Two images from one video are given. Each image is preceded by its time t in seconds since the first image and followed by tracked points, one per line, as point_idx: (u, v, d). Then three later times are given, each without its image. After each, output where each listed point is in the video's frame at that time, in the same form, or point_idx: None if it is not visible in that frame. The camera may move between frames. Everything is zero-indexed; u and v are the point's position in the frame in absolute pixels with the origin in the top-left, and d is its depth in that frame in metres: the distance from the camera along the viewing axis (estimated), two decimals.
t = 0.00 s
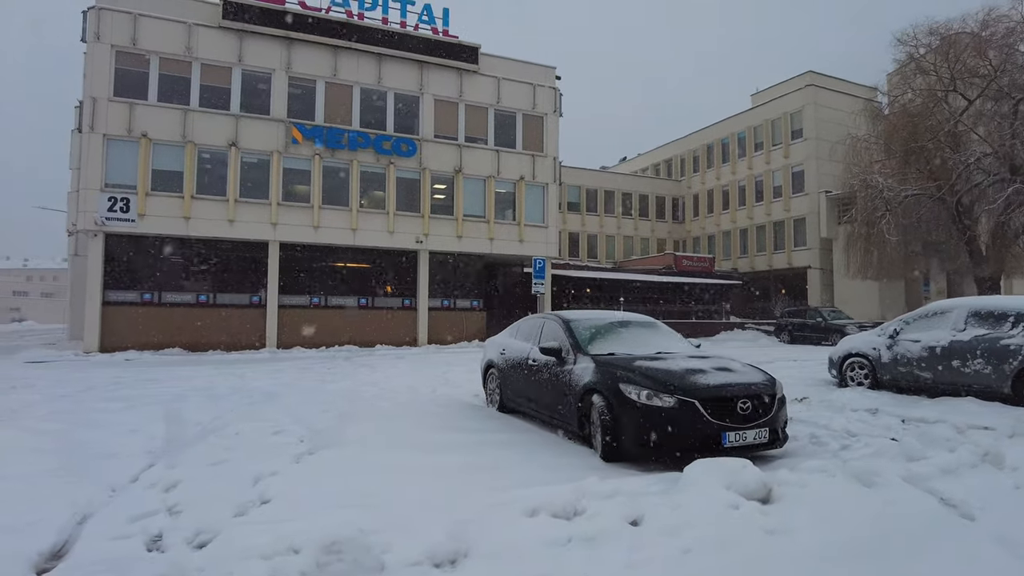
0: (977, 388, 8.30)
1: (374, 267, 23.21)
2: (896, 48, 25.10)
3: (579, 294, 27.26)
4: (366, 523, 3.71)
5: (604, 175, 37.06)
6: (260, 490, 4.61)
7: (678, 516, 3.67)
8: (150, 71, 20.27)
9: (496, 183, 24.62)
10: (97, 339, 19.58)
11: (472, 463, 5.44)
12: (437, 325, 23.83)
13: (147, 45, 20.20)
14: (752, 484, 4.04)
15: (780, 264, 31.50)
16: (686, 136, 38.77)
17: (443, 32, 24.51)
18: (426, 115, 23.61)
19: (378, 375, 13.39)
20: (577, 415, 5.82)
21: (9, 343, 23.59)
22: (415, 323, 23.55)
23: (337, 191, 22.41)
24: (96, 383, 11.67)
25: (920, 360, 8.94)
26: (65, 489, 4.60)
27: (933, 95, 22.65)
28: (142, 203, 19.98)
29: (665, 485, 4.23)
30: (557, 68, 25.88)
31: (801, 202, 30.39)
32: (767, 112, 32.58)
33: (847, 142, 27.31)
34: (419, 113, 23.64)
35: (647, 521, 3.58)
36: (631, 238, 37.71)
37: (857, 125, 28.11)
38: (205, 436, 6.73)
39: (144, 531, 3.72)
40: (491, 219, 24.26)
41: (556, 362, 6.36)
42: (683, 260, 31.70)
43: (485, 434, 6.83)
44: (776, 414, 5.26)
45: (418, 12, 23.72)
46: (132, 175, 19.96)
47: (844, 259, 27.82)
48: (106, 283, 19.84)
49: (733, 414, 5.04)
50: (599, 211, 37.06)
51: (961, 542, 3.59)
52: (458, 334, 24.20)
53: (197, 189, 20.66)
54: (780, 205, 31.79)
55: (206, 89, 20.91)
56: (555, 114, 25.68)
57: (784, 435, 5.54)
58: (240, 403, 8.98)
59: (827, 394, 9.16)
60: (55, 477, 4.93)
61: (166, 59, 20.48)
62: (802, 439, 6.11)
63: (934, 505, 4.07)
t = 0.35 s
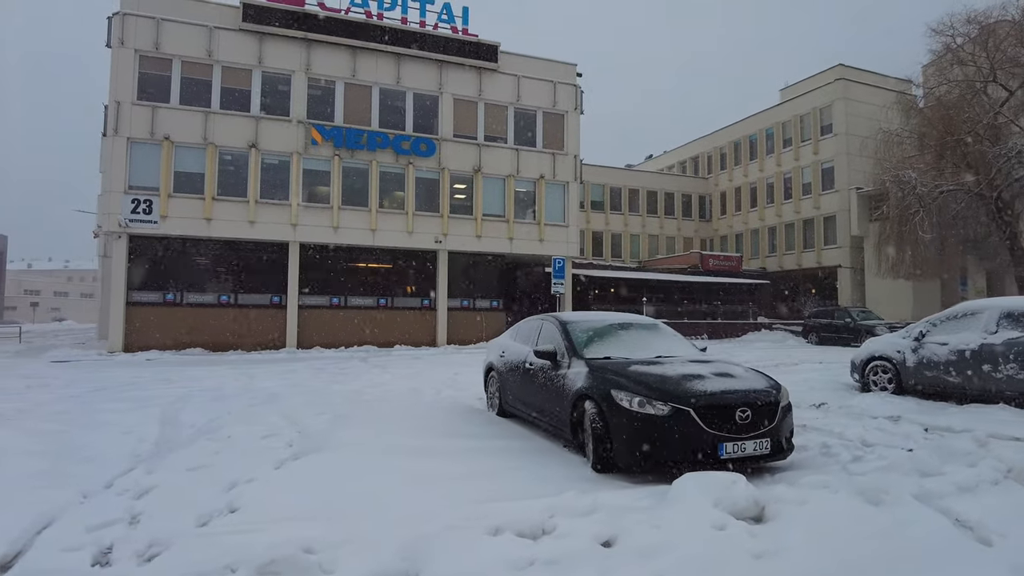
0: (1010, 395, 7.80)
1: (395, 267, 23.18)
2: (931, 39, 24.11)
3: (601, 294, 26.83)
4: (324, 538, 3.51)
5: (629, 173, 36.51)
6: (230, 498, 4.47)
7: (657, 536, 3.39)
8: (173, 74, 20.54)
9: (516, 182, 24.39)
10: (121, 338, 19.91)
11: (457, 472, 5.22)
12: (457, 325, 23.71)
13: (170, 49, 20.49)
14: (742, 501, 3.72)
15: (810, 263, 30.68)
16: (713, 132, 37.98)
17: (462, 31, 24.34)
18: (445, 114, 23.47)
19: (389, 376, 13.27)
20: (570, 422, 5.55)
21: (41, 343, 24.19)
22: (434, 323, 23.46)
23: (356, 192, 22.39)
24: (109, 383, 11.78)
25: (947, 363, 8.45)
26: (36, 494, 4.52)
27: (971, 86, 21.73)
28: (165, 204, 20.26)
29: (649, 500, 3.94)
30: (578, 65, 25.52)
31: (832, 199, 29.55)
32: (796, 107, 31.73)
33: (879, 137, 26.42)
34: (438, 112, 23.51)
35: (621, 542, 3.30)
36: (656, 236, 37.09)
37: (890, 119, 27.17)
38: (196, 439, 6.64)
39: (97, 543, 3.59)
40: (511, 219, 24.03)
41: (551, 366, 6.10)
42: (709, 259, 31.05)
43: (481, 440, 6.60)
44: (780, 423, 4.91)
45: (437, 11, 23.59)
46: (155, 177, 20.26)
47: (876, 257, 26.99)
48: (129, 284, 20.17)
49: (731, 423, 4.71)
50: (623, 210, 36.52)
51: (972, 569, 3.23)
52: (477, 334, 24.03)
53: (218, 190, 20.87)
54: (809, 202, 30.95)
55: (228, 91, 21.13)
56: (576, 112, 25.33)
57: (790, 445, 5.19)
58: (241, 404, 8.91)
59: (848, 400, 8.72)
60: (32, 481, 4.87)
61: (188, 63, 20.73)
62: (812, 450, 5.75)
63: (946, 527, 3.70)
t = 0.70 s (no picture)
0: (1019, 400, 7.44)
1: (404, 269, 23.16)
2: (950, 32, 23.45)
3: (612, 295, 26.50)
4: (261, 551, 3.37)
5: (641, 173, 36.10)
6: (184, 505, 4.35)
7: (606, 553, 3.19)
8: (181, 78, 20.70)
9: (524, 183, 24.21)
10: (130, 340, 20.07)
11: (424, 480, 5.05)
12: (465, 327, 23.58)
13: (178, 53, 20.64)
14: (704, 516, 3.50)
15: (826, 263, 30.09)
16: (728, 131, 37.46)
17: (470, 32, 24.23)
18: (453, 115, 23.37)
19: (388, 378, 13.14)
20: (545, 428, 5.36)
21: (56, 344, 24.53)
22: (442, 324, 23.34)
23: (363, 194, 22.36)
24: (107, 385, 11.81)
25: (954, 367, 8.11)
26: None
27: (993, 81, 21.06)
28: (173, 207, 20.40)
29: (609, 514, 3.74)
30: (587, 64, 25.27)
31: (848, 198, 28.99)
32: (812, 104, 31.15)
33: (896, 134, 25.83)
34: (445, 113, 23.41)
35: (566, 560, 3.11)
36: (670, 237, 36.64)
37: (908, 115, 26.53)
38: (173, 442, 6.55)
39: (32, 553, 3.48)
40: (519, 220, 23.86)
41: (529, 370, 5.92)
42: (723, 259, 30.58)
43: (460, 446, 6.43)
44: (759, 431, 4.68)
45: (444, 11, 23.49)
46: (163, 180, 20.41)
47: (893, 257, 26.39)
48: (138, 287, 20.36)
49: (705, 431, 4.49)
50: (636, 210, 36.12)
51: None
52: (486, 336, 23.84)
53: (226, 192, 20.98)
54: (825, 201, 30.38)
55: (235, 94, 21.24)
56: (585, 111, 25.08)
57: (773, 453, 4.94)
58: (230, 407, 8.83)
59: (850, 405, 8.41)
60: None
61: (197, 66, 20.87)
62: (800, 459, 5.49)
63: (927, 545, 3.44)
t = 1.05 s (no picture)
0: (1021, 404, 7.14)
1: (406, 270, 23.06)
2: (963, 26, 22.93)
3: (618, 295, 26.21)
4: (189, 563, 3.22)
5: (649, 172, 35.76)
6: (129, 511, 4.23)
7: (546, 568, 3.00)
8: (183, 80, 20.75)
9: (528, 182, 24.02)
10: (133, 342, 20.15)
11: (386, 487, 4.89)
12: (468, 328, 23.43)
13: (180, 55, 20.69)
14: (656, 529, 3.30)
15: (836, 262, 29.60)
16: (737, 129, 37.01)
17: (472, 31, 24.08)
18: (455, 115, 23.22)
19: (381, 379, 12.99)
20: (513, 433, 5.18)
21: (62, 345, 24.69)
22: (444, 325, 23.19)
23: (365, 194, 22.27)
24: (100, 386, 11.78)
25: (954, 370, 7.81)
26: None
27: (1006, 75, 20.54)
28: (175, 208, 20.47)
29: (560, 526, 3.55)
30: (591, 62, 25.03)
31: (859, 196, 28.50)
32: (822, 102, 30.69)
33: (907, 131, 25.35)
34: (447, 113, 23.26)
35: None
36: (678, 236, 36.24)
37: (919, 112, 26.03)
38: (145, 445, 6.44)
39: None
40: (522, 220, 23.68)
41: (501, 373, 5.74)
42: (731, 259, 30.20)
43: (434, 451, 6.26)
44: (731, 437, 4.45)
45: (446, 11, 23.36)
46: (165, 181, 20.46)
47: (904, 256, 25.90)
48: (141, 288, 20.47)
49: (671, 438, 4.27)
50: (644, 209, 35.76)
51: None
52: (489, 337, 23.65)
53: (227, 194, 21.00)
54: (835, 199, 29.91)
55: (237, 95, 21.26)
56: (589, 110, 24.83)
57: (750, 460, 4.72)
58: (213, 409, 8.72)
59: (846, 409, 8.13)
60: None
61: (199, 68, 20.91)
62: (780, 466, 5.26)
63: (897, 561, 3.21)
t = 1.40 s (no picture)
0: (1010, 409, 6.91)
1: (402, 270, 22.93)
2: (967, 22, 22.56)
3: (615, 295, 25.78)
4: None
5: (650, 171, 35.45)
6: (62, 521, 4.09)
7: None
8: (178, 79, 20.67)
9: (525, 181, 23.83)
10: (127, 342, 20.11)
11: (335, 495, 4.73)
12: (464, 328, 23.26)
13: (174, 54, 20.61)
14: (591, 545, 3.13)
15: (839, 262, 29.26)
16: (739, 127, 36.65)
17: (469, 29, 23.89)
18: (451, 114, 23.04)
19: (368, 380, 12.83)
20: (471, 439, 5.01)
21: (58, 345, 24.70)
22: (440, 326, 23.05)
23: (361, 194, 22.14)
24: (82, 387, 11.67)
25: (942, 373, 7.59)
26: None
27: (1011, 72, 20.19)
28: (169, 208, 20.41)
29: (497, 541, 3.37)
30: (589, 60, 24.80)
31: (862, 195, 28.16)
32: (824, 100, 30.35)
33: (910, 128, 25.00)
34: (443, 112, 23.10)
35: None
36: (680, 235, 35.93)
37: (922, 109, 25.67)
38: (106, 449, 6.31)
39: None
40: (519, 219, 23.48)
41: (463, 376, 5.57)
42: (732, 258, 29.93)
43: (398, 456, 6.09)
44: (690, 445, 4.28)
45: (443, 9, 23.19)
46: (159, 181, 20.42)
47: (906, 256, 25.57)
48: (135, 288, 20.43)
49: (624, 447, 4.10)
50: (645, 208, 35.46)
51: None
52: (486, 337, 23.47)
53: (222, 193, 20.94)
54: (838, 198, 29.57)
55: (232, 95, 21.18)
56: (587, 108, 24.61)
57: (713, 467, 4.55)
58: (187, 411, 8.58)
59: (832, 413, 7.91)
60: None
61: (193, 67, 20.84)
62: (749, 475, 5.06)
63: None
